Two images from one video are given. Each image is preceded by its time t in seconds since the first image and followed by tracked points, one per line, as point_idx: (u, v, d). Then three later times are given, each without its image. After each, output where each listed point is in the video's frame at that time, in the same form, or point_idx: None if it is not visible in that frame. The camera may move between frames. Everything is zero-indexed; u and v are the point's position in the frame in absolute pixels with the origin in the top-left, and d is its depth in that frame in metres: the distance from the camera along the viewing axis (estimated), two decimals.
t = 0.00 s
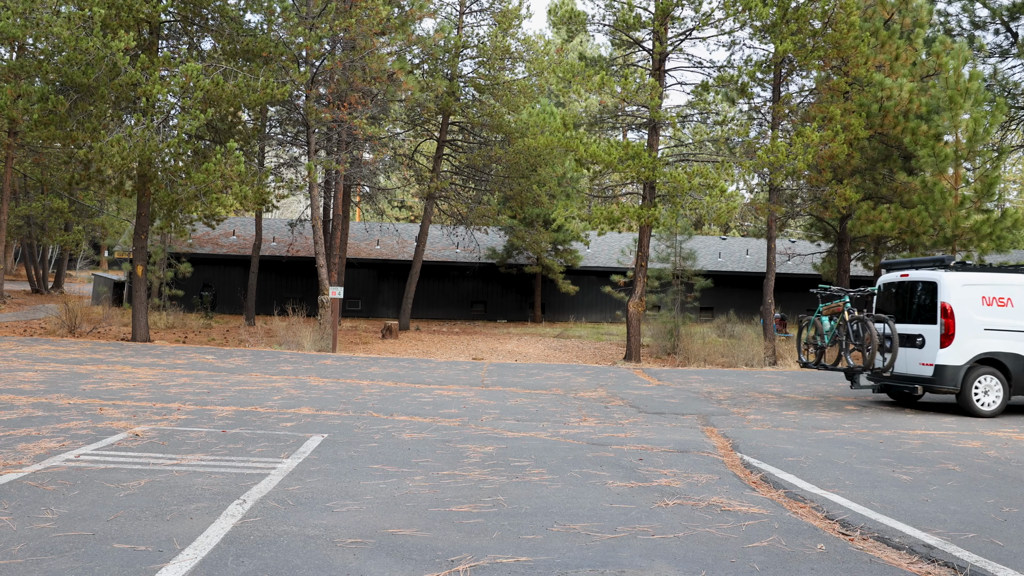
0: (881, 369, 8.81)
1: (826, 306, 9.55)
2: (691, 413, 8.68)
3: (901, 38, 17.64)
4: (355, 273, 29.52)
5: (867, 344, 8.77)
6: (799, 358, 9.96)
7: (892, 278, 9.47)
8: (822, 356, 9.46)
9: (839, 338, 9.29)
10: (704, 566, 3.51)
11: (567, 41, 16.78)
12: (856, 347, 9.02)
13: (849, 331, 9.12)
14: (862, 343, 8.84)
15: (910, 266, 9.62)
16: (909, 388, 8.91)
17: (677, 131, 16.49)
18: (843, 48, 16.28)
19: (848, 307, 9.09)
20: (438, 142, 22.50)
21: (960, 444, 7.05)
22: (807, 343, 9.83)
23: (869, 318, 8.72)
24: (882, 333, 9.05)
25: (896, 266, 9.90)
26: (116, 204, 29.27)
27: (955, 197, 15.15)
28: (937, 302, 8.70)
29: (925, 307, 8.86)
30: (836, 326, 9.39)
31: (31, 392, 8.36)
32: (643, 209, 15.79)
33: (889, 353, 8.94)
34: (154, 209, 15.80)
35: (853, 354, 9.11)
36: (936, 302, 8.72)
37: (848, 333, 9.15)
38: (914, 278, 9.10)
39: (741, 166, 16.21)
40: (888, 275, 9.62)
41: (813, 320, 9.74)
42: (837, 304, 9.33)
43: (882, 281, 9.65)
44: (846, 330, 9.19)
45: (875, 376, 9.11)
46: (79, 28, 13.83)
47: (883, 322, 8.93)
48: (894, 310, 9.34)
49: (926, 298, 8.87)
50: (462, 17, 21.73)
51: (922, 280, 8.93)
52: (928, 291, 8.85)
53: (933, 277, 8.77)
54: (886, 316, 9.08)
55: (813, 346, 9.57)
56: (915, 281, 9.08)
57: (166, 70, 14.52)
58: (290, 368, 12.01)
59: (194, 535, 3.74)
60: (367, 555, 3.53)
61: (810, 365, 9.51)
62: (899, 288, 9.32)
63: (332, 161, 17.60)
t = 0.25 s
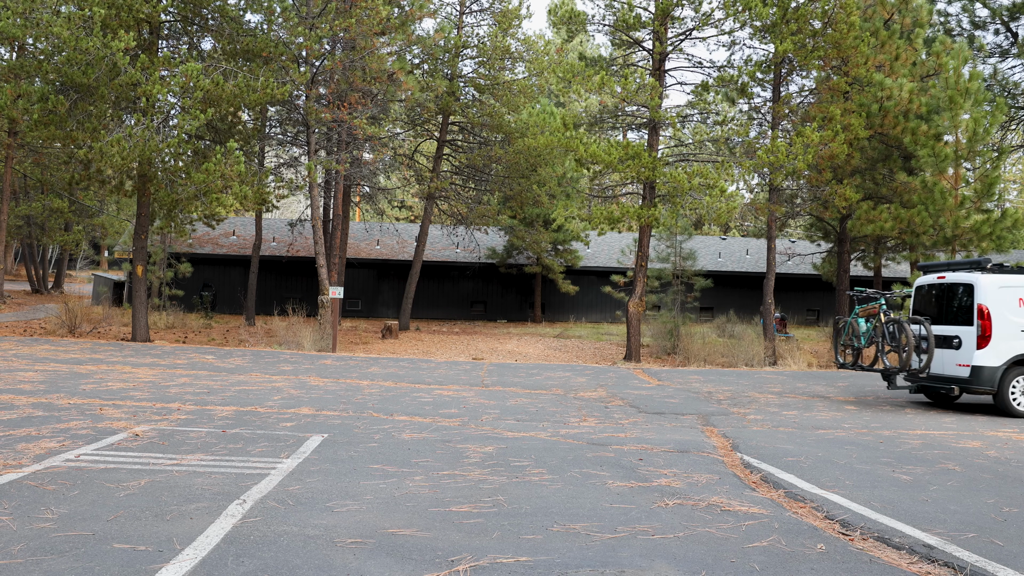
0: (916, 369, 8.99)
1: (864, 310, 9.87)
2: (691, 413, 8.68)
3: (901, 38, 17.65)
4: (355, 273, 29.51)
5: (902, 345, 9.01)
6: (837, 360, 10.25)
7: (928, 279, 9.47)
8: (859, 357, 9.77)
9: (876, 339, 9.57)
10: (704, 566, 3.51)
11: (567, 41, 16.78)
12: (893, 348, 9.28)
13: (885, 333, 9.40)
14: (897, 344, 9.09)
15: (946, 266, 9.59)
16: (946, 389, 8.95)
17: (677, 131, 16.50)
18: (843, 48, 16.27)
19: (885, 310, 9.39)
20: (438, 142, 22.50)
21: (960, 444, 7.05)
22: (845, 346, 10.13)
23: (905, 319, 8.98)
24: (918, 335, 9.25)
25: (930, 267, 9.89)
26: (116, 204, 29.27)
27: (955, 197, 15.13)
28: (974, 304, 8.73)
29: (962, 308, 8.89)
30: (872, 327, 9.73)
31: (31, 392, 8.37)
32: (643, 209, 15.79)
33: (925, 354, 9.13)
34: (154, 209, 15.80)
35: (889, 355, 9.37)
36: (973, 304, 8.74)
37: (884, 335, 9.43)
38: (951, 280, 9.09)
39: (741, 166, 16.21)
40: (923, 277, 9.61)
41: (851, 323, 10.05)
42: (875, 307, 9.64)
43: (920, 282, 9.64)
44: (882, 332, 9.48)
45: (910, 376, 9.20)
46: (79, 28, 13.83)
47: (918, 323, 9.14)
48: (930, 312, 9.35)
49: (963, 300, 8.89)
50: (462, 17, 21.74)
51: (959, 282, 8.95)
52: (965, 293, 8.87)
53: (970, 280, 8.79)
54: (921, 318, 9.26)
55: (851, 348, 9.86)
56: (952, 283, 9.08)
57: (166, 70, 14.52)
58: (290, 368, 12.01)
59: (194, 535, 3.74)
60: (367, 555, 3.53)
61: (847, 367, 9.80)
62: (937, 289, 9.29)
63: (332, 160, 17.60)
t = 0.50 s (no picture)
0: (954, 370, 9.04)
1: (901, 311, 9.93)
2: (691, 413, 8.68)
3: (901, 38, 17.65)
4: (355, 273, 29.51)
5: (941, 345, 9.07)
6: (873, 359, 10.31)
7: (968, 282, 9.55)
8: (895, 358, 9.79)
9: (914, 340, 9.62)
10: (704, 567, 3.51)
11: (567, 41, 16.78)
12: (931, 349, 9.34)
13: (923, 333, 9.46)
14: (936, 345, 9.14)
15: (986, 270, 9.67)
16: (985, 390, 8.96)
17: (677, 131, 16.49)
18: (843, 49, 16.27)
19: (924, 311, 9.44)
20: (438, 142, 22.49)
21: (960, 444, 7.05)
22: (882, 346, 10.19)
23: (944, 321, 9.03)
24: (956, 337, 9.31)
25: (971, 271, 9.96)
26: (116, 204, 29.27)
27: (956, 197, 15.11)
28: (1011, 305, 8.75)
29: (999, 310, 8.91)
30: (910, 329, 9.75)
31: (31, 392, 8.36)
32: (643, 209, 15.79)
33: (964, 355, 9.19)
34: (154, 209, 15.80)
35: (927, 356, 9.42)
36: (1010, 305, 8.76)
37: (921, 336, 9.49)
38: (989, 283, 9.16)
39: (741, 166, 16.22)
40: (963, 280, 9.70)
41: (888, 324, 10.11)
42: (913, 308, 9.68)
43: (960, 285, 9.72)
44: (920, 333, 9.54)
45: (947, 378, 9.23)
46: (79, 28, 13.82)
47: (957, 325, 9.21)
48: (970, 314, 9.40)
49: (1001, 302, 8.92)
50: (462, 17, 21.74)
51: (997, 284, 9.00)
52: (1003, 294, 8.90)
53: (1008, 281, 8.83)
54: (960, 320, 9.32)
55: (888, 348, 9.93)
56: (991, 285, 9.14)
57: (166, 70, 14.52)
58: (290, 368, 12.01)
59: (194, 536, 3.74)
60: (368, 555, 3.53)
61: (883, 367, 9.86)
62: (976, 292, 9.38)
63: (332, 160, 17.60)
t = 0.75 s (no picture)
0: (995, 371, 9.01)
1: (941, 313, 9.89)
2: (691, 413, 8.68)
3: (901, 38, 17.66)
4: (355, 273, 29.51)
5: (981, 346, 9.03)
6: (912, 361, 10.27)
7: (1010, 284, 9.68)
8: (935, 359, 9.76)
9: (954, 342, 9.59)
10: (704, 567, 3.51)
11: (567, 41, 16.79)
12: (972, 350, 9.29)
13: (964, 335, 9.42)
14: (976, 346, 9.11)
15: None
16: None
17: (677, 131, 16.49)
18: (843, 48, 16.27)
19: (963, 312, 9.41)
20: (438, 142, 22.49)
21: (960, 444, 7.05)
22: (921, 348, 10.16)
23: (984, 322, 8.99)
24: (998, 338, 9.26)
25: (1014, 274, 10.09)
26: (116, 204, 29.26)
27: (956, 197, 15.12)
28: None
29: None
30: (950, 330, 9.70)
31: (31, 392, 8.36)
32: (643, 209, 15.79)
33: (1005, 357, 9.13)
34: (154, 208, 15.80)
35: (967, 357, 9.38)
36: None
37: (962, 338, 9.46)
38: None
39: (741, 166, 16.22)
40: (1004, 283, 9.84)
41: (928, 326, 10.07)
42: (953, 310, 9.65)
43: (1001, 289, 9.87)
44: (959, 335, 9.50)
45: (989, 378, 9.17)
46: (79, 28, 13.82)
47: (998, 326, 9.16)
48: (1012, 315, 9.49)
49: None
50: (462, 17, 21.74)
51: None
52: None
53: None
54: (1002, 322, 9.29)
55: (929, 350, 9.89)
56: None
57: (166, 70, 14.53)
58: (290, 368, 12.01)
59: (194, 535, 3.74)
60: (368, 555, 3.52)
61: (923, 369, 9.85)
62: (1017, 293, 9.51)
63: (332, 160, 17.60)
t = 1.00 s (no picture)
0: None
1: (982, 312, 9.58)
2: (691, 413, 8.67)
3: (901, 38, 17.67)
4: (355, 273, 29.51)
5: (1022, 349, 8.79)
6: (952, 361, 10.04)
7: None
8: (976, 360, 9.50)
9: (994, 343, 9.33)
10: (704, 567, 3.51)
11: (567, 41, 16.78)
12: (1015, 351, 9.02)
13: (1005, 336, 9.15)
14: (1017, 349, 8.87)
15: None
16: None
17: (677, 131, 16.48)
18: (843, 48, 16.27)
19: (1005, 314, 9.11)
20: (438, 142, 22.49)
21: (960, 444, 7.04)
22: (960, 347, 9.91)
23: None
24: None
25: None
26: (116, 204, 29.25)
27: (956, 197, 15.14)
28: None
29: None
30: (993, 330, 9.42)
31: (31, 392, 8.36)
32: (643, 209, 15.79)
33: None
34: (154, 208, 15.80)
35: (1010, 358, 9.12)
36: None
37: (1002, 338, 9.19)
38: None
39: (741, 166, 16.22)
40: None
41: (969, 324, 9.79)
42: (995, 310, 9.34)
43: None
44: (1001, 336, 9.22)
45: None
46: (79, 28, 13.83)
47: None
48: None
49: None
50: (462, 17, 21.74)
51: None
52: None
53: None
54: None
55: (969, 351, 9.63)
56: None
57: (166, 70, 14.53)
58: (290, 368, 12.01)
59: (194, 535, 3.74)
60: (368, 556, 3.53)
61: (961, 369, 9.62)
62: None
63: (332, 160, 17.60)
